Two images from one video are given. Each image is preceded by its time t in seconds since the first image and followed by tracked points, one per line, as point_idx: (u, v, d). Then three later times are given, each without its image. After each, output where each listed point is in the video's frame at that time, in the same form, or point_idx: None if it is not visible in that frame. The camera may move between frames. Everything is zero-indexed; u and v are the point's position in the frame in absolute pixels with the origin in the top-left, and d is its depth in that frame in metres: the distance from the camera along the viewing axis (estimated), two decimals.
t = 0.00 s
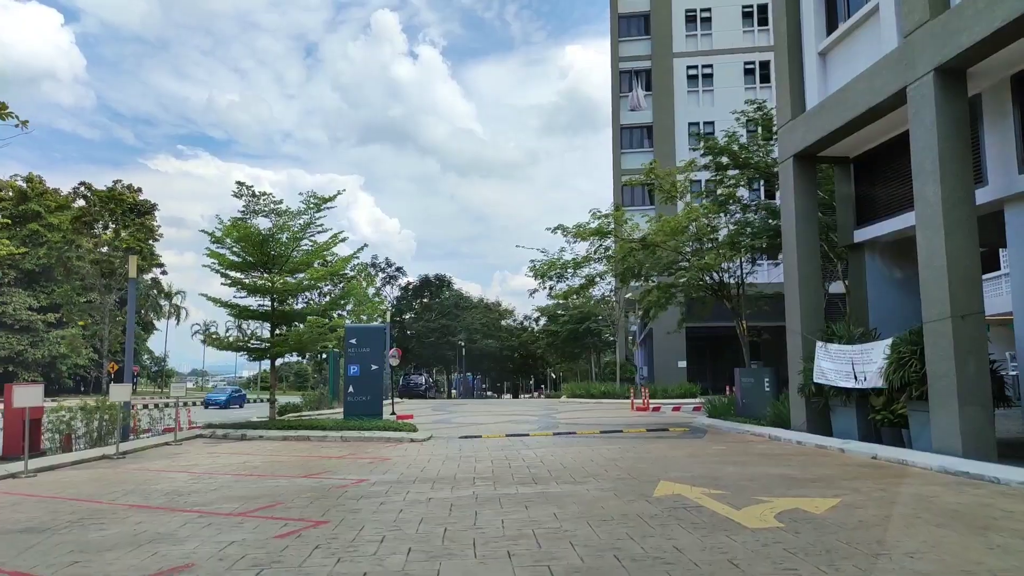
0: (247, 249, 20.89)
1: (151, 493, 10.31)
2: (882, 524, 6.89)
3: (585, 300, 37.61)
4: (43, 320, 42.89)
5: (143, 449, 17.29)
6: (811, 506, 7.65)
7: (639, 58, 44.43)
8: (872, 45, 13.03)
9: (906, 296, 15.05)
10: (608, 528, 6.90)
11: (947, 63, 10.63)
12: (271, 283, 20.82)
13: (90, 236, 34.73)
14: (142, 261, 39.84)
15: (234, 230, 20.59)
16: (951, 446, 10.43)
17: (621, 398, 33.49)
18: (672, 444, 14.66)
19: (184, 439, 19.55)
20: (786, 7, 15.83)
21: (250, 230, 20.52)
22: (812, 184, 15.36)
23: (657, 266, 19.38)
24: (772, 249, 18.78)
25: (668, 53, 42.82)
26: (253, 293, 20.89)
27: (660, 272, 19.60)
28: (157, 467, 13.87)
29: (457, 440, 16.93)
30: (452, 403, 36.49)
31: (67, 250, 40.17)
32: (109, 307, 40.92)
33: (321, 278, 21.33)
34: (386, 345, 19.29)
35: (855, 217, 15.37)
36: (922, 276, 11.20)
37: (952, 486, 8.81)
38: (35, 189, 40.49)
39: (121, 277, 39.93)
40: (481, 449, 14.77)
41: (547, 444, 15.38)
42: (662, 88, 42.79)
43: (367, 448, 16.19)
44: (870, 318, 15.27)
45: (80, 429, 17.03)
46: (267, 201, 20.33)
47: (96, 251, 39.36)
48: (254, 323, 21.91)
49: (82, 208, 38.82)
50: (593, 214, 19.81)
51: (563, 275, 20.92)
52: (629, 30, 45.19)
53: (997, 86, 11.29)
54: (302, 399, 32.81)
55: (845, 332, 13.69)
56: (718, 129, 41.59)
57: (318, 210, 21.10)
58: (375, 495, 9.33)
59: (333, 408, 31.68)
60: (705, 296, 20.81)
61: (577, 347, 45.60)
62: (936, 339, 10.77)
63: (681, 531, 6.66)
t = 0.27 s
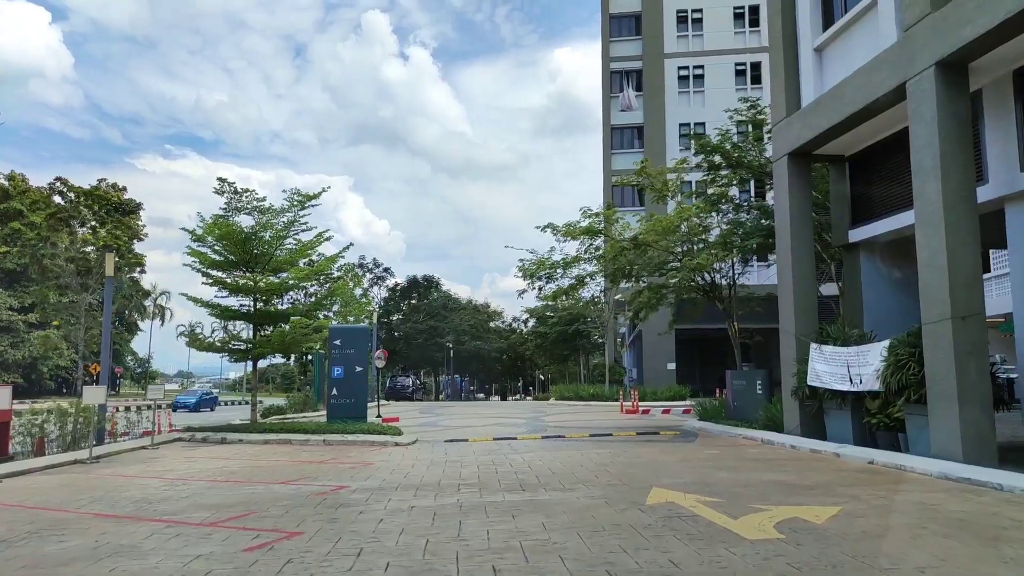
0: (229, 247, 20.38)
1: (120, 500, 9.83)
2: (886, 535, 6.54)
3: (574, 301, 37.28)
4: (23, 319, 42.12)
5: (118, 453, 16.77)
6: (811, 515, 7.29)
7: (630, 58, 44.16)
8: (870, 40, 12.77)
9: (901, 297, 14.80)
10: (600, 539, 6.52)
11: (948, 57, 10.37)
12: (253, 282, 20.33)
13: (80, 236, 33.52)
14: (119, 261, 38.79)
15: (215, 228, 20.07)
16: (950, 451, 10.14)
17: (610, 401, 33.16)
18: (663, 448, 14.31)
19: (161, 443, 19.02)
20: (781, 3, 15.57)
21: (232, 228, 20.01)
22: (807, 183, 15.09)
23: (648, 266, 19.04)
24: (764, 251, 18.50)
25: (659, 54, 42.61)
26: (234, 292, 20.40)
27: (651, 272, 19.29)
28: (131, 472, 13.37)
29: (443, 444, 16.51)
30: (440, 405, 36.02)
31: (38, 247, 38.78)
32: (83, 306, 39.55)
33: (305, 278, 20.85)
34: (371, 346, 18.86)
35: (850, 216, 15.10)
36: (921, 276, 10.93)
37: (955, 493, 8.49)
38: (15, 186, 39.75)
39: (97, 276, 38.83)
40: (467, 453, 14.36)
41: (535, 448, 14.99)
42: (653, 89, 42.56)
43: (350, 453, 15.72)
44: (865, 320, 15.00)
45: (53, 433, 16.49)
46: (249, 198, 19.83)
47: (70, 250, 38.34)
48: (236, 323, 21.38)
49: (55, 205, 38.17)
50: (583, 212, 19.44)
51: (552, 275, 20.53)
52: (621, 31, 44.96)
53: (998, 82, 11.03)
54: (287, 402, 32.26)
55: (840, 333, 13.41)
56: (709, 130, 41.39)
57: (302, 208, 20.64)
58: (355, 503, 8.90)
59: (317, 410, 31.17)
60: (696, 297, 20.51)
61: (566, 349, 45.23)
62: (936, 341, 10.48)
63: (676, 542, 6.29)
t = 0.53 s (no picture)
0: (211, 243, 19.77)
1: (87, 506, 9.31)
2: (899, 545, 6.13)
3: (565, 300, 36.84)
4: (4, 317, 41.30)
5: (93, 454, 16.18)
6: (816, 523, 6.88)
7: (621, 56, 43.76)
8: (871, 30, 12.39)
9: (900, 296, 14.49)
10: (594, 551, 6.07)
11: (954, 45, 10.00)
12: (237, 279, 19.68)
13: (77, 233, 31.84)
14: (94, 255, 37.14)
15: (196, 223, 19.47)
16: (956, 454, 9.77)
17: (601, 401, 32.76)
18: (656, 450, 13.89)
19: (139, 444, 18.42)
20: None
21: (215, 223, 19.33)
22: (805, 178, 14.71)
23: (640, 263, 18.58)
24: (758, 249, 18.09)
25: (651, 52, 42.27)
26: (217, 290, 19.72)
27: (645, 269, 18.85)
28: (104, 475, 12.81)
29: (430, 446, 16.03)
30: (429, 405, 35.51)
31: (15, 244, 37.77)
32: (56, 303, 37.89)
33: (289, 274, 20.28)
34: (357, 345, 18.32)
35: (848, 212, 14.73)
36: (925, 272, 10.56)
37: (965, 498, 8.10)
38: None
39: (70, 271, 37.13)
40: (454, 456, 13.87)
41: (525, 450, 14.52)
42: (645, 87, 42.20)
43: (332, 454, 15.21)
44: (864, 319, 14.63)
45: (25, 433, 15.87)
46: (231, 192, 19.24)
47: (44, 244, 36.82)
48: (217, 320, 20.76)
49: (33, 196, 35.93)
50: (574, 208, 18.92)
51: (543, 272, 20.03)
52: (612, 28, 44.56)
53: (1004, 72, 10.67)
54: (272, 401, 31.66)
55: (839, 332, 13.04)
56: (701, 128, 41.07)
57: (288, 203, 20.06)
58: (334, 510, 8.42)
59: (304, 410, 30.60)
60: (689, 296, 20.09)
61: (556, 349, 44.77)
62: (940, 339, 10.12)
63: (676, 555, 5.85)
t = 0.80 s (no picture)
0: (191, 238, 19.16)
1: (50, 515, 8.75)
2: (919, 556, 5.69)
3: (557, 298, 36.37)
4: None
5: (67, 458, 15.55)
6: (827, 531, 6.44)
7: (611, 51, 43.29)
8: (872, 17, 11.98)
9: (900, 292, 14.14)
10: (590, 565, 5.59)
11: (961, 30, 9.59)
12: (217, 276, 19.11)
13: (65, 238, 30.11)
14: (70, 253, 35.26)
15: (175, 218, 18.86)
16: (964, 455, 9.37)
17: (593, 400, 32.35)
18: (651, 451, 13.43)
19: (117, 446, 17.80)
20: None
21: (195, 218, 18.78)
22: (803, 171, 14.29)
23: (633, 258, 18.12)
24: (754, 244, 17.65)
25: (641, 47, 41.89)
26: (196, 287, 19.13)
27: (638, 266, 18.39)
28: (74, 480, 12.22)
29: (417, 448, 15.52)
30: (418, 405, 34.98)
31: None
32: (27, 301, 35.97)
33: (272, 272, 19.69)
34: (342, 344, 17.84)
35: (847, 206, 14.33)
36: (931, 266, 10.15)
37: (979, 503, 7.68)
38: None
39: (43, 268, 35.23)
40: (442, 458, 13.37)
41: (515, 451, 14.04)
42: (636, 83, 41.79)
43: (316, 457, 14.68)
44: (863, 315, 14.24)
45: None
46: (212, 186, 18.64)
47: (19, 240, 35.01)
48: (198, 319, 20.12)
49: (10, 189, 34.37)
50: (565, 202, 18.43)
51: (534, 269, 19.52)
52: (603, 23, 44.11)
53: (1012, 58, 10.28)
54: (258, 401, 31.03)
55: (839, 329, 12.63)
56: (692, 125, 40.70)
57: (271, 197, 19.54)
58: (312, 519, 7.91)
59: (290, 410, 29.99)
60: (683, 292, 19.66)
61: (547, 348, 44.28)
62: (948, 335, 9.72)
63: (680, 569, 5.38)
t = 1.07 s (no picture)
0: (172, 231, 18.55)
1: (7, 522, 8.13)
2: (952, 571, 5.17)
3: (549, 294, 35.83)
4: None
5: (40, 458, 14.89)
6: (846, 542, 5.92)
7: (605, 44, 42.77)
8: None
9: (904, 286, 13.72)
10: None
11: (977, 8, 9.11)
12: (199, 270, 18.47)
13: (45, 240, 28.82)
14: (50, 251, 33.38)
15: (155, 210, 18.23)
16: (980, 456, 8.89)
17: (586, 397, 31.86)
18: (648, 451, 12.93)
19: (94, 446, 17.13)
20: None
21: (176, 210, 18.13)
22: (805, 161, 13.81)
23: (629, 252, 17.60)
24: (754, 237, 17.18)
25: (635, 41, 41.41)
26: (177, 281, 18.48)
27: (634, 260, 17.86)
28: (43, 483, 11.60)
29: (406, 448, 14.96)
30: (409, 402, 34.39)
31: None
32: None
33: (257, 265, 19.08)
34: (328, 339, 17.29)
35: (850, 198, 13.88)
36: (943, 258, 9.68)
37: (1003, 509, 7.20)
38: None
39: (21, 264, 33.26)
40: (431, 459, 12.81)
41: (507, 452, 13.50)
42: (629, 76, 41.27)
43: (300, 458, 14.12)
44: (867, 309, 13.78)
45: None
46: (193, 177, 18.04)
47: None
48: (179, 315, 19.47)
49: None
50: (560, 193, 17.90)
51: (527, 263, 19.00)
52: (596, 16, 43.55)
53: None
54: (245, 399, 30.36)
55: (844, 324, 12.17)
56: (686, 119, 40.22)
57: (255, 189, 18.93)
58: (288, 527, 7.33)
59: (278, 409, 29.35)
60: (680, 287, 19.17)
61: (539, 345, 43.80)
62: (962, 330, 9.25)
63: None
